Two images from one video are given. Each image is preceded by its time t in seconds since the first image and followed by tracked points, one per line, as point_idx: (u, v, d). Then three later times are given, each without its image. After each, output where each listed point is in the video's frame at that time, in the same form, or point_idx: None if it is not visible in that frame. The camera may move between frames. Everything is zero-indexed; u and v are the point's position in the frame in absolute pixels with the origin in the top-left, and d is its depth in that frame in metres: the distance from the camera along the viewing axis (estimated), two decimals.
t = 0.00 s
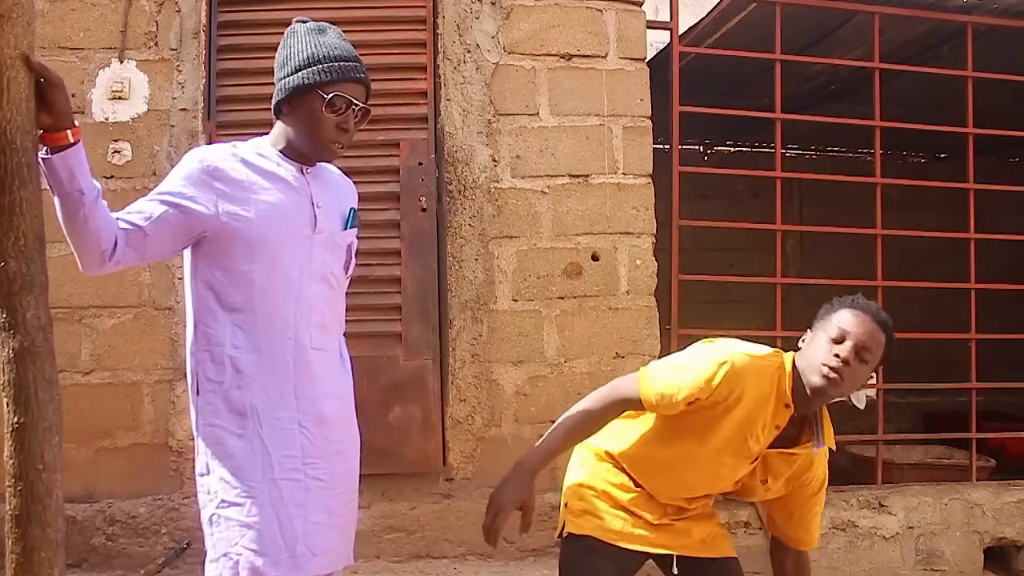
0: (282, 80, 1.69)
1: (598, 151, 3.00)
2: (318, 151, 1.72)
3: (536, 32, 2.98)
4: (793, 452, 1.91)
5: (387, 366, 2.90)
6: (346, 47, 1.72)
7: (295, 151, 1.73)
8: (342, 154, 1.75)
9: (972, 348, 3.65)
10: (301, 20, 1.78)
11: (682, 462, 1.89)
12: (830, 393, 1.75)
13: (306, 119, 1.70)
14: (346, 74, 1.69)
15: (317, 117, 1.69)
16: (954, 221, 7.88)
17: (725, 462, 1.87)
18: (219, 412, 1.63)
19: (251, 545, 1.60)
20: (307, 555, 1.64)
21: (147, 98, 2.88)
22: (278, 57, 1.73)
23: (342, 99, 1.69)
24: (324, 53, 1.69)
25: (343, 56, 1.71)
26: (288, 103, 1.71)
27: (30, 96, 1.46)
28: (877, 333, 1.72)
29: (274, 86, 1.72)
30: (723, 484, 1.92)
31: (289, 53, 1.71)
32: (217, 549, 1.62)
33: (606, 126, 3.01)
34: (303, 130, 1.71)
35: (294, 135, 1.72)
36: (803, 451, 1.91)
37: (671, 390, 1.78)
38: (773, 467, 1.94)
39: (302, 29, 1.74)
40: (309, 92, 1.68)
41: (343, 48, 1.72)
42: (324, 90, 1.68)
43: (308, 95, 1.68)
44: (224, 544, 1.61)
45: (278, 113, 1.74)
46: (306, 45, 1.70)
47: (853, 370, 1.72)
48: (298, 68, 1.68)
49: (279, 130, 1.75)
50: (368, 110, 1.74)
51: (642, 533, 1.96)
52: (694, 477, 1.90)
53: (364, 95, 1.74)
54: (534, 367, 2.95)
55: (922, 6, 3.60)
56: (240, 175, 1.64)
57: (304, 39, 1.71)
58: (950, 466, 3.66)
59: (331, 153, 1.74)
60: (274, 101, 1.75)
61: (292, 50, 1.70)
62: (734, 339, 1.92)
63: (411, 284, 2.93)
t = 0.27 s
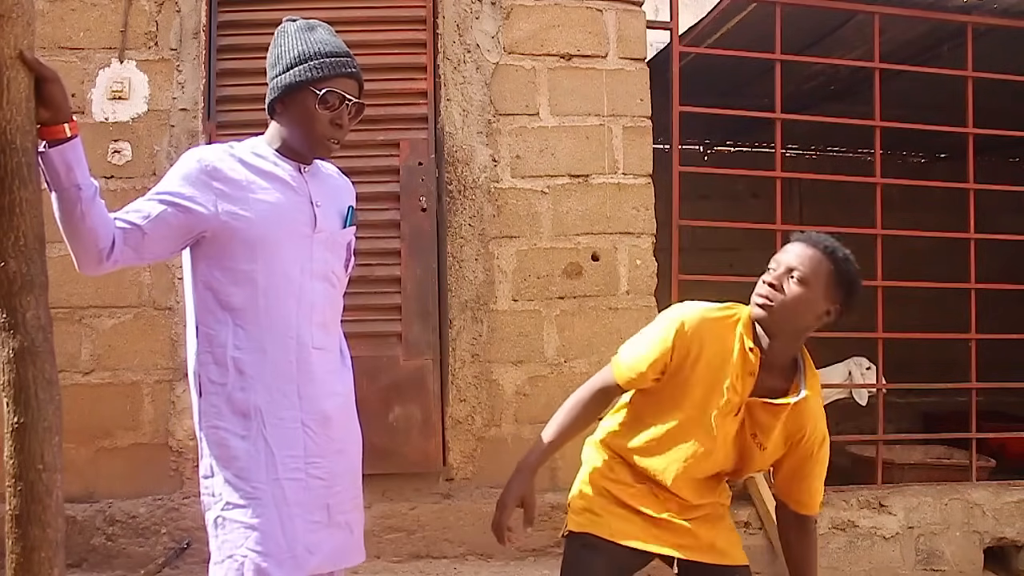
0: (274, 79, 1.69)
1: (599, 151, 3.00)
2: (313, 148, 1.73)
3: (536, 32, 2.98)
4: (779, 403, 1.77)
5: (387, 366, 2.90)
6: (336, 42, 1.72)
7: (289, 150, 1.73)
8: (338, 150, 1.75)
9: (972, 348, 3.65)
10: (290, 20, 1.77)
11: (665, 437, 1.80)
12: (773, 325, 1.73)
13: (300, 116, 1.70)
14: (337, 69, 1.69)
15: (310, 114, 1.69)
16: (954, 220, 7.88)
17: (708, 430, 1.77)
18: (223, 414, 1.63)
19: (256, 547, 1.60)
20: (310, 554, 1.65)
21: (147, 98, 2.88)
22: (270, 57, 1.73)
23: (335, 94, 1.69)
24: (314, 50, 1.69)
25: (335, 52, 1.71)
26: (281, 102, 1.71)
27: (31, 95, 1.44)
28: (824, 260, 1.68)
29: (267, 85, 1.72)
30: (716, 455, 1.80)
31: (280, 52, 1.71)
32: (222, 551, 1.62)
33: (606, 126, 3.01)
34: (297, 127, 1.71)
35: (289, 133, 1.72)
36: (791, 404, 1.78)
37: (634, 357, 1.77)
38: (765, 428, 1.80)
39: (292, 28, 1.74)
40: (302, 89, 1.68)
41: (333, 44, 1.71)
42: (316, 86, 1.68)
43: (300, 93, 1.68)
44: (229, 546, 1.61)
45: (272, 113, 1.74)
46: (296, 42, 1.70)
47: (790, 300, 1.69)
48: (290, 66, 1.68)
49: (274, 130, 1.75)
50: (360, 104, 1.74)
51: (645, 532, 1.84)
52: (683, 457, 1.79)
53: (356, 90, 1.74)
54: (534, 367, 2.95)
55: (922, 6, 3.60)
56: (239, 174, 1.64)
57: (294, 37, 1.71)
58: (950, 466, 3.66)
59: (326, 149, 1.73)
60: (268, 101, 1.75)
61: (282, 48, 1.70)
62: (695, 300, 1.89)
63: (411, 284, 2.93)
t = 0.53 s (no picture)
0: (267, 78, 1.69)
1: (599, 151, 3.00)
2: (306, 147, 1.72)
3: (536, 32, 2.98)
4: (746, 314, 1.77)
5: (387, 366, 2.90)
6: (328, 40, 1.71)
7: (284, 148, 1.72)
8: (332, 149, 1.74)
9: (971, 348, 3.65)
10: (285, 18, 1.76)
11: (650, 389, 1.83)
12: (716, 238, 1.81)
13: (292, 115, 1.69)
14: (327, 66, 1.67)
15: (301, 112, 1.68)
16: (954, 220, 7.88)
17: (686, 369, 1.79)
18: (224, 416, 1.63)
19: (258, 548, 1.59)
20: (310, 554, 1.65)
21: (147, 98, 2.88)
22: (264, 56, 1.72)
23: (325, 92, 1.67)
24: (305, 48, 1.67)
25: (326, 49, 1.69)
26: (274, 101, 1.70)
27: (30, 95, 1.43)
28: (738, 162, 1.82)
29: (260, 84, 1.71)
30: (702, 396, 1.78)
31: (272, 51, 1.70)
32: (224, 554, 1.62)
33: (606, 126, 3.01)
34: (289, 126, 1.70)
35: (283, 133, 1.71)
36: (757, 303, 1.77)
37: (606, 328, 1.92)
38: (743, 348, 1.78)
39: (286, 27, 1.73)
40: (292, 88, 1.67)
41: (325, 42, 1.70)
42: (306, 84, 1.66)
43: (292, 91, 1.67)
44: (230, 548, 1.61)
45: (267, 112, 1.74)
46: (287, 41, 1.69)
47: (716, 198, 1.80)
48: (281, 65, 1.67)
49: (270, 130, 1.74)
50: (354, 102, 1.71)
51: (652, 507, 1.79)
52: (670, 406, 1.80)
53: (350, 86, 1.72)
54: (534, 367, 2.95)
55: (922, 6, 3.60)
56: (237, 175, 1.64)
57: (286, 36, 1.70)
58: (950, 466, 3.66)
59: (318, 148, 1.72)
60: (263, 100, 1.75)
61: (275, 47, 1.70)
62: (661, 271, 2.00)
63: (411, 284, 2.93)
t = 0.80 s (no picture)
0: (263, 78, 1.70)
1: (599, 151, 3.00)
2: (302, 145, 1.71)
3: (536, 32, 2.98)
4: (695, 280, 1.74)
5: (387, 366, 2.90)
6: (324, 38, 1.71)
7: (282, 148, 1.72)
8: (329, 147, 1.73)
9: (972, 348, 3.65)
10: (285, 19, 1.77)
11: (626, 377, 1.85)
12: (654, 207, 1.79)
13: (287, 114, 1.69)
14: (322, 63, 1.67)
15: (296, 110, 1.68)
16: (954, 220, 7.88)
17: (652, 350, 1.79)
18: (223, 417, 1.63)
19: (256, 549, 1.60)
20: (308, 555, 1.65)
21: (147, 98, 2.88)
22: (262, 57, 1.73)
23: (319, 88, 1.67)
24: (298, 46, 1.68)
25: (322, 46, 1.69)
26: (271, 101, 1.71)
27: (30, 96, 1.42)
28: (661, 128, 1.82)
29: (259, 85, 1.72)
30: (670, 375, 1.77)
31: (269, 51, 1.71)
32: (222, 554, 1.62)
33: (606, 126, 3.01)
34: (284, 124, 1.70)
35: (279, 132, 1.71)
36: (701, 262, 1.73)
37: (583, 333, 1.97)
38: (701, 314, 1.75)
39: (283, 27, 1.73)
40: (286, 85, 1.67)
41: (320, 39, 1.70)
42: (300, 81, 1.67)
43: (285, 89, 1.67)
44: (229, 548, 1.61)
45: (265, 113, 1.74)
46: (283, 40, 1.70)
47: (648, 165, 1.79)
48: (277, 64, 1.68)
49: (269, 131, 1.75)
50: (351, 99, 1.71)
51: (640, 503, 1.80)
52: (646, 392, 1.81)
53: (345, 83, 1.71)
54: (533, 367, 2.95)
55: (922, 6, 3.60)
56: (236, 176, 1.65)
57: (282, 35, 1.70)
58: (950, 466, 3.66)
59: (315, 146, 1.72)
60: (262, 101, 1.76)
61: (271, 47, 1.71)
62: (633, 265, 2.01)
63: (411, 284, 2.93)
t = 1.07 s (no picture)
0: (263, 77, 1.70)
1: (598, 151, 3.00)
2: (301, 145, 1.71)
3: (536, 32, 2.98)
4: (659, 271, 1.75)
5: (387, 365, 2.90)
6: (324, 37, 1.71)
7: (280, 148, 1.72)
8: (327, 146, 1.73)
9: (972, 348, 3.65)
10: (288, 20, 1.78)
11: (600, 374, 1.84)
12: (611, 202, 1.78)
13: (284, 113, 1.69)
14: (319, 61, 1.67)
15: (293, 109, 1.68)
16: (953, 220, 7.89)
17: (624, 348, 1.80)
18: (224, 417, 1.63)
19: (258, 549, 1.60)
20: (310, 555, 1.65)
21: (147, 98, 2.88)
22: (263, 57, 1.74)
23: (315, 86, 1.67)
24: (296, 46, 1.68)
25: (320, 45, 1.69)
26: (271, 100, 1.71)
27: (30, 96, 1.42)
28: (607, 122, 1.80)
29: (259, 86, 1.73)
30: (641, 371, 1.78)
31: (268, 51, 1.71)
32: (224, 554, 1.62)
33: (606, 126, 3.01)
34: (280, 124, 1.70)
35: (277, 132, 1.72)
36: (660, 252, 1.73)
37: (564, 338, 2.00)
38: (668, 304, 1.74)
39: (283, 27, 1.74)
40: (282, 84, 1.68)
41: (319, 39, 1.70)
42: (296, 80, 1.67)
43: (282, 89, 1.68)
44: (230, 548, 1.61)
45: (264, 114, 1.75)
46: (282, 39, 1.70)
47: (599, 165, 1.78)
48: (275, 63, 1.69)
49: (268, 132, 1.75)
50: (349, 99, 1.71)
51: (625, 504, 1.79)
52: (621, 390, 1.81)
53: (344, 82, 1.71)
54: (534, 367, 2.96)
55: (922, 6, 3.60)
56: (237, 176, 1.65)
57: (282, 35, 1.71)
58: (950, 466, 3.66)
59: (311, 145, 1.71)
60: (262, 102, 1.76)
61: (270, 47, 1.71)
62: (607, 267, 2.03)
63: (411, 284, 2.93)
